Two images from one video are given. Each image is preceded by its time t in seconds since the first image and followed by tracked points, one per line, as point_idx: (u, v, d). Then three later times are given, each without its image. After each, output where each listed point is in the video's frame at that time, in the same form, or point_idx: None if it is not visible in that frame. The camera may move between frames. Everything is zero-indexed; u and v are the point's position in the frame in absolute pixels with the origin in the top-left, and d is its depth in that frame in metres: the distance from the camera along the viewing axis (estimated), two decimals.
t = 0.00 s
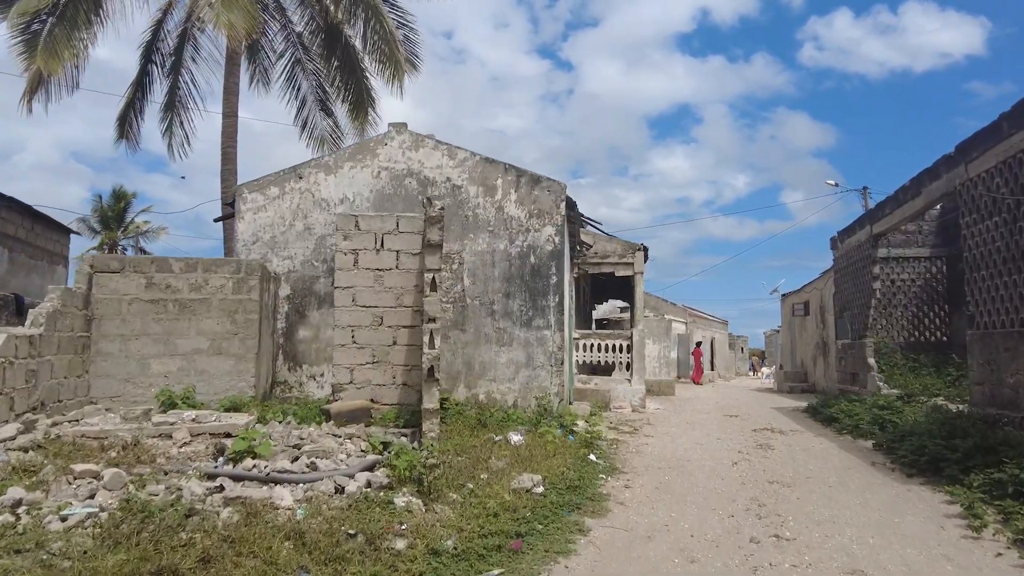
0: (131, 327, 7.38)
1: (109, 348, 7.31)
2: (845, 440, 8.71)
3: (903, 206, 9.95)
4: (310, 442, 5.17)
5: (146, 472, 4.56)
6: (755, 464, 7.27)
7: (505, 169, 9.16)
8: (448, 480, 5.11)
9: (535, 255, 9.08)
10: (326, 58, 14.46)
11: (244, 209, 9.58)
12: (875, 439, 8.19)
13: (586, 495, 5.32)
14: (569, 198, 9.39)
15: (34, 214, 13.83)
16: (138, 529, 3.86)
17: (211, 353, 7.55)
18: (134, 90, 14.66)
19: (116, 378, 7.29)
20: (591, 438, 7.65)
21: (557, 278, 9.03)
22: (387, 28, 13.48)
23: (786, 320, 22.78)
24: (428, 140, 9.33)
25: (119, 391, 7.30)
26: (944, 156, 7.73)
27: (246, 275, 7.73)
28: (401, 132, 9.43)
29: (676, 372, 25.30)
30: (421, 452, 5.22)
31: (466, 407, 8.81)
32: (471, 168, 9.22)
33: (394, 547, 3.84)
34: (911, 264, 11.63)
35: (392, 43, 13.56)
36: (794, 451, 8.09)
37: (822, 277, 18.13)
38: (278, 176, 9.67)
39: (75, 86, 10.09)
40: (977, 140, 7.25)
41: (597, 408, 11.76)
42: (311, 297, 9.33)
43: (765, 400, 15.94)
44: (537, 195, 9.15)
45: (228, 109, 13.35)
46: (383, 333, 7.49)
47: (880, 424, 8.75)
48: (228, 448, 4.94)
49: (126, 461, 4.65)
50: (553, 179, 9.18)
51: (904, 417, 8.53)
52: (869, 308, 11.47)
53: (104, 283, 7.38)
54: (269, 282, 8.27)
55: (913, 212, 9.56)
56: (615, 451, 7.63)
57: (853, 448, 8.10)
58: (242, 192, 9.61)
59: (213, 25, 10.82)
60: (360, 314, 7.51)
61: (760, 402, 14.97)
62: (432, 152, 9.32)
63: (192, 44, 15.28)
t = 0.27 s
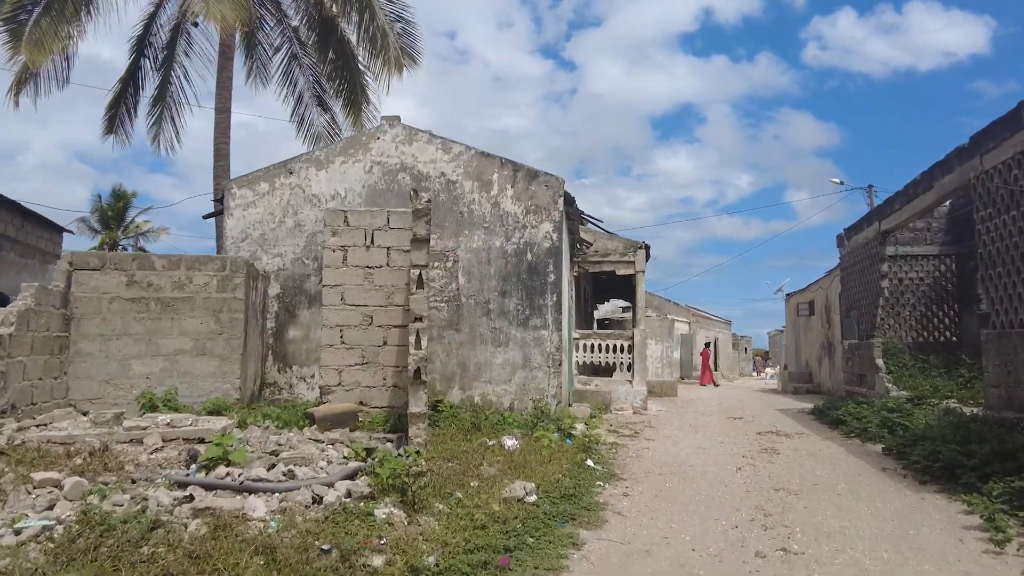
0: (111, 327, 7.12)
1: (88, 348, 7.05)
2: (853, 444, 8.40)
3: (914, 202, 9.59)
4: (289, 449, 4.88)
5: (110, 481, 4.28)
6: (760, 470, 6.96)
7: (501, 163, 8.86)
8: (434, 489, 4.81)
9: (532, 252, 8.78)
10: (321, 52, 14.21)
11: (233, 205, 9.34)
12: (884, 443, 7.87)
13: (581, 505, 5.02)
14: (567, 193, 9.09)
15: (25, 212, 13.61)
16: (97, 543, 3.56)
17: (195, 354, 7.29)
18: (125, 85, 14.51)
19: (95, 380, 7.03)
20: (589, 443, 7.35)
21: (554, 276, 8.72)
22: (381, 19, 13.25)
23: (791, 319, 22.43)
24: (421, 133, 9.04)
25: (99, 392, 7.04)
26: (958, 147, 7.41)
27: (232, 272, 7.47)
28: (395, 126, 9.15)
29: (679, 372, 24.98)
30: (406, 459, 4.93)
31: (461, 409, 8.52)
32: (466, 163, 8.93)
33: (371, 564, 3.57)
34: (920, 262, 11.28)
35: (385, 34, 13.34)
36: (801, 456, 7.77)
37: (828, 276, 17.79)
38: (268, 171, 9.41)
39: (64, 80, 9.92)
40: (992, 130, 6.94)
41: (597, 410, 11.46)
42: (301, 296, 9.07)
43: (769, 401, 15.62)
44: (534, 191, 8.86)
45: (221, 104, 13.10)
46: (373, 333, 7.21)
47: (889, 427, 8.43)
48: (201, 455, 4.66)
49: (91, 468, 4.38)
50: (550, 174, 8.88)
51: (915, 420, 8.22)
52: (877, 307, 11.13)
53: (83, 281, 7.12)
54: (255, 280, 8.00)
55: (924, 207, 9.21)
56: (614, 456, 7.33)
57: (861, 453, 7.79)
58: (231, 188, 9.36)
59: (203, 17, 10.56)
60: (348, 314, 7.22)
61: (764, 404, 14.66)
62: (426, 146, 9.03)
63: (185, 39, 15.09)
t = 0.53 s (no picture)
0: (93, 327, 6.91)
1: (69, 348, 6.83)
2: (859, 447, 8.15)
3: (919, 198, 9.32)
4: (267, 454, 4.65)
5: (76, 488, 4.06)
6: (763, 474, 6.72)
7: (496, 158, 8.62)
8: (419, 496, 4.57)
9: (528, 250, 8.54)
10: (316, 48, 14.00)
11: (222, 202, 9.14)
12: (891, 446, 7.62)
13: (575, 512, 4.78)
14: (564, 189, 8.84)
15: (16, 210, 13.42)
16: (54, 556, 3.31)
17: (179, 354, 7.07)
18: (117, 81, 14.21)
19: (76, 381, 6.81)
20: (586, 445, 7.11)
21: (551, 274, 8.48)
22: (373, 12, 13.06)
23: (794, 319, 22.16)
24: (414, 128, 8.80)
25: (79, 394, 6.82)
26: (968, 139, 7.16)
27: (217, 270, 7.25)
28: (387, 120, 8.92)
29: (680, 373, 24.72)
30: (391, 464, 4.70)
31: (455, 411, 8.28)
32: (460, 158, 8.69)
33: None
34: (926, 260, 11.03)
35: (378, 27, 13.14)
36: (805, 459, 7.52)
37: (831, 275, 17.52)
38: (258, 167, 9.20)
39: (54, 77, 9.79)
40: (1005, 120, 6.69)
41: (596, 411, 11.22)
42: (291, 295, 8.87)
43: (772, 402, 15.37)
44: (530, 186, 8.61)
45: (214, 100, 12.90)
46: (362, 333, 6.98)
47: (896, 430, 8.18)
48: (174, 460, 4.44)
49: (57, 475, 4.15)
50: (547, 169, 8.64)
51: (923, 422, 7.97)
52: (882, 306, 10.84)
53: (64, 279, 6.90)
54: (242, 278, 7.78)
55: (931, 203, 8.93)
56: (612, 459, 7.09)
57: (867, 456, 7.55)
58: (220, 184, 9.16)
59: (193, 10, 10.34)
60: (337, 313, 6.99)
61: (767, 405, 14.41)
62: (419, 141, 8.79)
63: (177, 35, 14.85)
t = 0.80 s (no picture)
0: (66, 323, 6.63)
1: (41, 345, 6.56)
2: (863, 448, 7.87)
3: (922, 192, 9.00)
4: (236, 456, 4.38)
5: (27, 492, 3.78)
6: (764, 476, 6.43)
7: (488, 149, 8.34)
8: (397, 501, 4.29)
9: (521, 244, 8.26)
10: (308, 40, 13.73)
11: (207, 195, 8.89)
12: (897, 447, 7.33)
13: (563, 518, 4.50)
14: (558, 182, 8.56)
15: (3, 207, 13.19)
16: None
17: (156, 351, 6.80)
18: (107, 77, 13.76)
19: (49, 379, 6.54)
20: (580, 446, 6.83)
21: (544, 269, 8.20)
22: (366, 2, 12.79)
23: (795, 318, 21.87)
24: (403, 118, 8.53)
25: (52, 393, 6.55)
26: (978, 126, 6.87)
27: (196, 264, 6.98)
28: (375, 111, 8.65)
29: (681, 373, 24.43)
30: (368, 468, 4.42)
31: (445, 410, 8.00)
32: (451, 149, 8.41)
33: None
34: (930, 256, 10.73)
35: (370, 17, 12.88)
36: (808, 460, 7.24)
37: (833, 273, 17.24)
38: (243, 159, 8.95)
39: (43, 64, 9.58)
40: (1017, 106, 6.41)
41: (593, 411, 10.94)
42: (277, 291, 8.62)
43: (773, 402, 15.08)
44: (523, 178, 8.33)
45: (203, 94, 12.65)
46: (347, 329, 6.71)
47: (902, 430, 7.89)
48: (136, 461, 4.16)
49: (7, 478, 3.87)
50: (540, 161, 8.35)
51: (929, 422, 7.68)
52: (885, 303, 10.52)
53: (36, 273, 6.62)
54: (223, 273, 7.50)
55: (937, 195, 8.61)
56: (606, 461, 6.81)
57: (872, 457, 7.26)
58: (204, 177, 8.91)
59: None
60: (320, 308, 6.72)
61: (768, 405, 14.12)
62: (409, 131, 8.52)
63: (168, 28, 14.50)
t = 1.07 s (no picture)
0: (42, 328, 6.38)
1: (16, 351, 6.31)
2: (870, 456, 7.60)
3: (930, 191, 8.71)
4: (207, 470, 4.14)
5: None
6: (767, 487, 6.18)
7: (481, 147, 8.08)
8: (377, 519, 4.04)
9: (515, 244, 8.00)
10: (302, 37, 13.48)
11: (193, 195, 8.65)
12: (905, 455, 7.07)
13: (555, 536, 4.24)
14: (554, 180, 8.30)
15: None
16: None
17: (136, 357, 6.56)
18: (98, 75, 13.49)
19: (24, 386, 6.29)
20: (575, 455, 6.57)
21: (540, 270, 7.94)
22: None
23: (797, 319, 21.60)
24: (394, 115, 8.29)
25: (27, 400, 6.30)
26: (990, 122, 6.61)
27: (178, 266, 6.74)
28: (365, 108, 8.41)
29: (681, 374, 24.15)
30: (347, 483, 4.18)
31: (437, 417, 7.74)
32: (443, 147, 8.15)
33: None
34: (936, 257, 10.45)
35: (366, 13, 12.64)
36: (812, 469, 6.98)
37: (836, 273, 16.97)
38: (230, 157, 8.70)
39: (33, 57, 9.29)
40: None
41: (591, 416, 10.68)
42: (264, 293, 8.39)
43: (775, 405, 14.80)
44: (517, 177, 8.07)
45: (193, 92, 12.41)
46: (333, 334, 6.45)
47: (911, 437, 7.62)
48: (98, 477, 3.92)
49: None
50: (535, 159, 8.10)
51: (939, 428, 7.41)
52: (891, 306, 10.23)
53: (11, 276, 6.37)
54: (206, 275, 7.26)
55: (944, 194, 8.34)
56: (603, 470, 6.55)
57: (879, 466, 7.00)
58: (190, 176, 8.67)
59: None
60: (306, 312, 6.47)
61: (771, 408, 13.84)
62: (400, 129, 8.27)
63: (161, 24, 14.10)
